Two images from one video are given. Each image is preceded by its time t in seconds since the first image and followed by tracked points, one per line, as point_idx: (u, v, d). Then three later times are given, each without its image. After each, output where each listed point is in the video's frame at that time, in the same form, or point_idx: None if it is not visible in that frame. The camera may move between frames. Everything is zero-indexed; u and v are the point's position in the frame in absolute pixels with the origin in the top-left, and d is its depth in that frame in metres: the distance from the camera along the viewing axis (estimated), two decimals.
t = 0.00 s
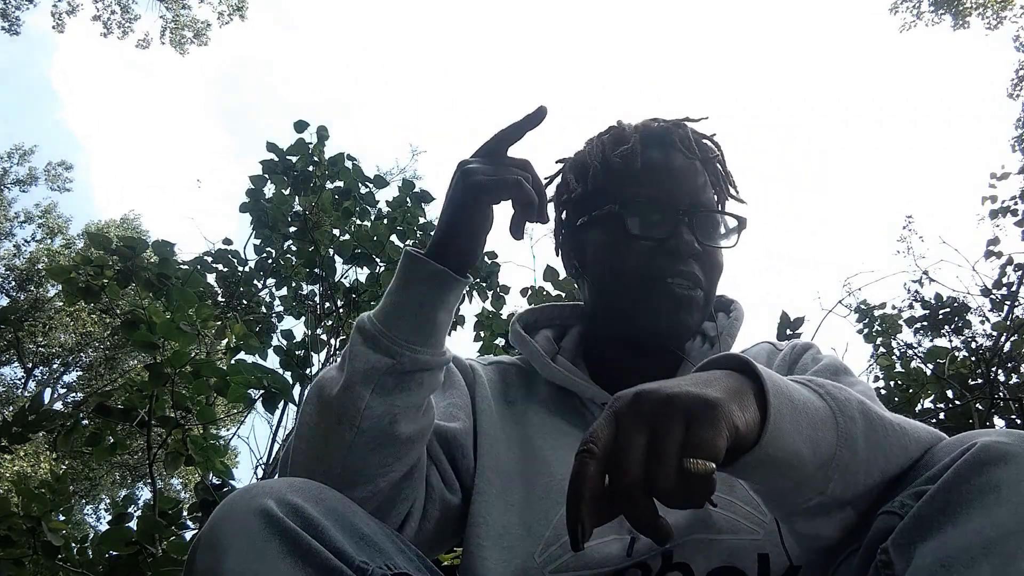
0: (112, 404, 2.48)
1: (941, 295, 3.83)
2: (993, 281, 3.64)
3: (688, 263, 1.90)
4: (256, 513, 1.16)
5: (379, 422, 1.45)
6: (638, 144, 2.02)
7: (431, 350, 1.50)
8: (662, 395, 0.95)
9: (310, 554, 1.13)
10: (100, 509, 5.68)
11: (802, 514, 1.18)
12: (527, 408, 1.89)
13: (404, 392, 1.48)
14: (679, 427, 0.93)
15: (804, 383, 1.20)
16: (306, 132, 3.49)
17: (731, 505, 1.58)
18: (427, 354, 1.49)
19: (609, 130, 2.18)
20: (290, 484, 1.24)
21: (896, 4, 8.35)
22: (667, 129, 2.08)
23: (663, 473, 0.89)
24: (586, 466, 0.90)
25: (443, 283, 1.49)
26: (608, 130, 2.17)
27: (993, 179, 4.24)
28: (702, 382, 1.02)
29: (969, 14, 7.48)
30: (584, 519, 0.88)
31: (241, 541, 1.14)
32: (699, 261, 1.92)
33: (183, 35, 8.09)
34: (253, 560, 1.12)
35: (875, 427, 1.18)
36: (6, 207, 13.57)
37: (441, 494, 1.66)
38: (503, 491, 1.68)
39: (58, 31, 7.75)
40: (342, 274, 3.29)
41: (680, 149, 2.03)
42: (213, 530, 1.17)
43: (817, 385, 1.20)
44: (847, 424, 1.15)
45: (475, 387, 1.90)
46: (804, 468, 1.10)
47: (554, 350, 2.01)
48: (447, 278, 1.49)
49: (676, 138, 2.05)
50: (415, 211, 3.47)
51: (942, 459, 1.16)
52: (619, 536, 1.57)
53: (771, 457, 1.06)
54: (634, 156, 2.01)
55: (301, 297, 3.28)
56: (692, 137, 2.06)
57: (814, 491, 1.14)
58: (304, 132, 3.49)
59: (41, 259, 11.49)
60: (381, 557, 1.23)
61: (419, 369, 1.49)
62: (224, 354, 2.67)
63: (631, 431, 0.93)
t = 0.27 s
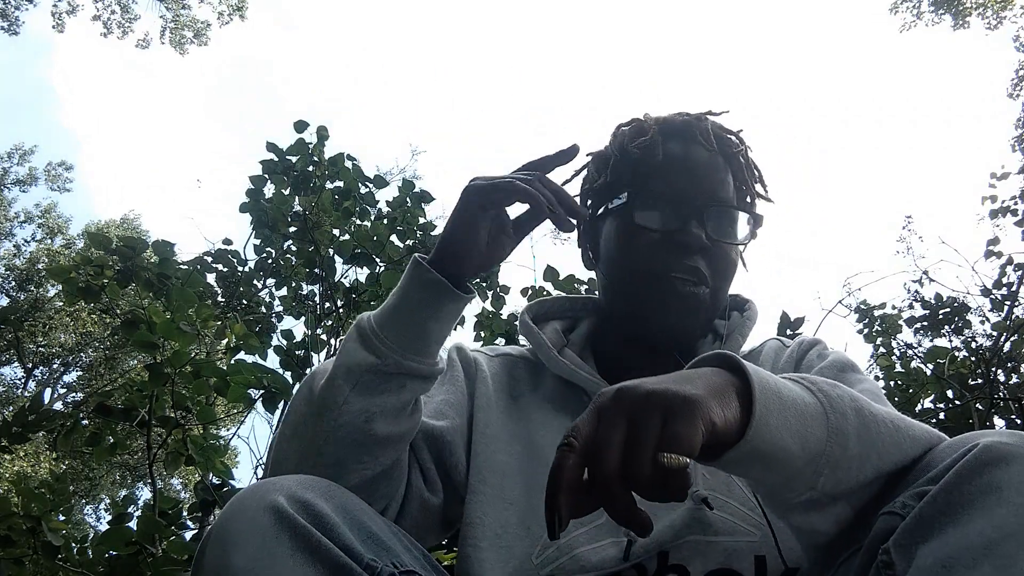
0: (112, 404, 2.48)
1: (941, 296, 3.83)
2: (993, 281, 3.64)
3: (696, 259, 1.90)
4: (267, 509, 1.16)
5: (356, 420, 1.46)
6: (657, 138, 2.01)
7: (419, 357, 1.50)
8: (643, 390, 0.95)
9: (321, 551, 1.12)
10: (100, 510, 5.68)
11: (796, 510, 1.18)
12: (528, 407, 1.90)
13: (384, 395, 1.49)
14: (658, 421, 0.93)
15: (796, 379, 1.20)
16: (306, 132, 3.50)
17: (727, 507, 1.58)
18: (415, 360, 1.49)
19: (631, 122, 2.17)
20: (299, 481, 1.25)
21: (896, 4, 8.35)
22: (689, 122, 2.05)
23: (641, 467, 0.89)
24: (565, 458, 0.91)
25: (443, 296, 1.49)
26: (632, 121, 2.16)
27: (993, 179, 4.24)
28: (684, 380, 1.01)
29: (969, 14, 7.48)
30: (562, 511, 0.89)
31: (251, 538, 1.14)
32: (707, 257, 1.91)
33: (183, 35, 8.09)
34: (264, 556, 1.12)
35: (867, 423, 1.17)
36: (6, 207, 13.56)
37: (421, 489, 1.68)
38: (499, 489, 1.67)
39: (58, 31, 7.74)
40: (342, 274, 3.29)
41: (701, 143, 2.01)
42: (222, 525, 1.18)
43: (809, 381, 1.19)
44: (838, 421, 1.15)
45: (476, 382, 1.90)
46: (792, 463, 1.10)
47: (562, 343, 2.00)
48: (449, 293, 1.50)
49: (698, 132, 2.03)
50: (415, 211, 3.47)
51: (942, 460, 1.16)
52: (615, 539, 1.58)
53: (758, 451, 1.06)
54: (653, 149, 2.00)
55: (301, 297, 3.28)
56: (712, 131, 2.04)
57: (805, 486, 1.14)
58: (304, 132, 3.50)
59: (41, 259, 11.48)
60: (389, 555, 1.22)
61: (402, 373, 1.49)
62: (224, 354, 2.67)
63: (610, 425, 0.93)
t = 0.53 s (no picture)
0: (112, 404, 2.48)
1: (941, 296, 3.83)
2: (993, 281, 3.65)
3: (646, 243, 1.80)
4: (258, 512, 1.17)
5: (353, 367, 1.47)
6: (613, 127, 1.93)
7: (423, 340, 1.49)
8: (643, 398, 0.95)
9: (312, 553, 1.12)
10: (100, 510, 5.69)
11: (800, 510, 1.19)
12: (514, 381, 1.85)
13: (385, 355, 1.49)
14: (660, 428, 0.93)
15: (799, 380, 1.19)
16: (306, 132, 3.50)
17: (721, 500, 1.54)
18: (417, 340, 1.49)
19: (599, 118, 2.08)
20: (291, 482, 1.25)
21: (896, 4, 8.35)
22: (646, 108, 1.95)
23: (643, 476, 0.90)
24: (568, 470, 0.92)
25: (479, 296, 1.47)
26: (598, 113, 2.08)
27: (993, 179, 4.24)
28: (686, 386, 1.00)
29: (969, 14, 7.48)
30: (566, 524, 0.90)
31: (243, 538, 1.14)
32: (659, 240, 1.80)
33: (183, 36, 8.09)
34: (259, 557, 1.12)
35: (872, 423, 1.17)
36: (6, 207, 13.57)
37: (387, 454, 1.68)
38: (490, 467, 1.66)
39: (58, 31, 7.74)
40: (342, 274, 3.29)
41: (655, 123, 1.89)
42: (215, 528, 1.18)
43: (812, 381, 1.19)
44: (842, 421, 1.14)
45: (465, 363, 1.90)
46: (796, 466, 1.10)
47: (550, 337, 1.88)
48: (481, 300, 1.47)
49: (652, 113, 1.91)
50: (416, 211, 3.48)
51: (949, 459, 1.16)
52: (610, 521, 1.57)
53: (762, 455, 1.06)
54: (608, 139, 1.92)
55: (301, 297, 3.28)
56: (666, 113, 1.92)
57: (809, 488, 1.14)
58: (304, 132, 3.50)
59: (41, 259, 11.49)
60: (382, 556, 1.23)
61: (401, 342, 1.49)
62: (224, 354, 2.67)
63: (612, 435, 0.93)
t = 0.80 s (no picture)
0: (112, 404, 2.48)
1: (941, 296, 3.83)
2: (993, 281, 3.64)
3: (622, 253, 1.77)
4: (261, 512, 1.17)
5: (347, 372, 1.47)
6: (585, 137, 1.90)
7: (421, 348, 1.50)
8: (645, 410, 0.96)
9: (315, 554, 1.12)
10: (100, 509, 5.69)
11: (801, 516, 1.19)
12: (509, 383, 1.85)
13: (379, 361, 1.50)
14: (661, 440, 0.93)
15: (798, 387, 1.20)
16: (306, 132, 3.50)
17: (721, 504, 1.54)
18: (415, 349, 1.49)
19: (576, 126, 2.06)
20: (293, 484, 1.25)
21: (896, 4, 8.35)
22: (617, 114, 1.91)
23: (644, 487, 0.90)
24: (570, 481, 0.92)
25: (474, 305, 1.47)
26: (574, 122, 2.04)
27: (993, 179, 4.25)
28: (685, 398, 1.01)
29: (969, 14, 7.48)
30: (568, 535, 0.90)
31: (245, 541, 1.14)
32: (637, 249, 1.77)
33: (183, 36, 8.09)
34: (259, 558, 1.12)
35: (871, 429, 1.17)
36: (6, 207, 13.57)
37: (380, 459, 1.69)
38: (487, 466, 1.67)
39: (58, 31, 7.75)
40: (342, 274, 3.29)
41: (629, 131, 1.84)
42: (218, 529, 1.18)
43: (812, 388, 1.19)
44: (842, 428, 1.15)
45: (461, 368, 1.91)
46: (796, 474, 1.10)
47: (545, 345, 1.88)
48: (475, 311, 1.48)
49: (625, 121, 1.87)
50: (415, 212, 3.48)
51: (947, 461, 1.16)
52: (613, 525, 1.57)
53: (762, 465, 1.06)
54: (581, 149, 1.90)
55: (301, 297, 3.29)
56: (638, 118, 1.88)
57: (810, 494, 1.14)
58: (304, 132, 3.50)
59: (41, 259, 11.49)
60: (384, 557, 1.23)
61: (398, 350, 1.49)
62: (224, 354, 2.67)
63: (613, 447, 0.94)
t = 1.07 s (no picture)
0: (112, 405, 2.48)
1: (942, 296, 3.84)
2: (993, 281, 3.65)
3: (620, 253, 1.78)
4: (255, 514, 1.17)
5: (329, 348, 1.48)
6: (580, 133, 1.89)
7: (406, 326, 1.50)
8: (648, 416, 0.95)
9: (310, 554, 1.12)
10: (100, 510, 5.69)
11: (804, 519, 1.19)
12: (502, 375, 1.85)
13: (364, 339, 1.50)
14: (665, 447, 0.93)
15: (800, 389, 1.20)
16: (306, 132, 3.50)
17: (716, 504, 1.54)
18: (399, 326, 1.49)
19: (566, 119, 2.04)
20: (286, 484, 1.26)
21: (895, 4, 8.34)
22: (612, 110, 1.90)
23: (648, 495, 0.89)
24: (573, 490, 0.92)
25: (461, 290, 1.49)
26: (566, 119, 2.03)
27: (993, 178, 4.25)
28: (688, 402, 1.01)
29: (969, 15, 7.48)
30: (572, 544, 0.91)
31: (239, 542, 1.14)
32: (633, 249, 1.79)
33: (183, 36, 8.09)
34: (254, 560, 1.12)
35: (874, 430, 1.17)
36: (6, 207, 13.58)
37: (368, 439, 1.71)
38: (479, 457, 1.67)
39: (58, 31, 7.75)
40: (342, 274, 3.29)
41: (625, 127, 1.84)
42: (212, 529, 1.18)
43: (813, 390, 1.19)
44: (844, 430, 1.15)
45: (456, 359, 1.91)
46: (800, 477, 1.10)
47: (537, 342, 1.90)
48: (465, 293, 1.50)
49: (620, 116, 1.87)
50: (416, 211, 3.48)
51: (949, 460, 1.16)
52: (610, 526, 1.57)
53: (766, 468, 1.06)
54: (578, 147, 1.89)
55: (301, 297, 3.29)
56: (634, 116, 1.88)
57: (812, 497, 1.14)
58: (304, 132, 3.50)
59: (41, 259, 11.49)
60: (381, 558, 1.22)
61: (381, 327, 1.49)
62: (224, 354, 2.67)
63: (617, 455, 0.94)
